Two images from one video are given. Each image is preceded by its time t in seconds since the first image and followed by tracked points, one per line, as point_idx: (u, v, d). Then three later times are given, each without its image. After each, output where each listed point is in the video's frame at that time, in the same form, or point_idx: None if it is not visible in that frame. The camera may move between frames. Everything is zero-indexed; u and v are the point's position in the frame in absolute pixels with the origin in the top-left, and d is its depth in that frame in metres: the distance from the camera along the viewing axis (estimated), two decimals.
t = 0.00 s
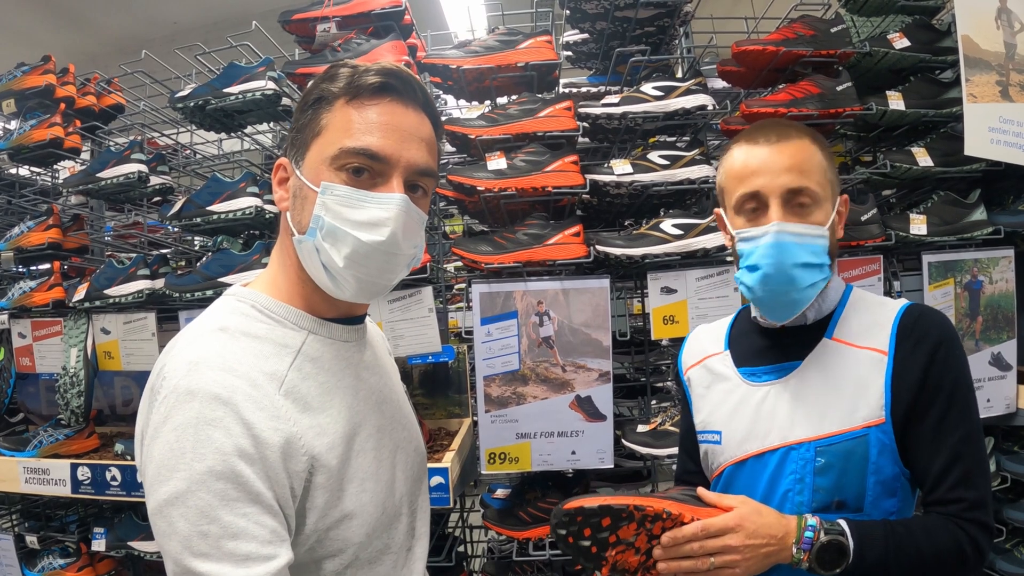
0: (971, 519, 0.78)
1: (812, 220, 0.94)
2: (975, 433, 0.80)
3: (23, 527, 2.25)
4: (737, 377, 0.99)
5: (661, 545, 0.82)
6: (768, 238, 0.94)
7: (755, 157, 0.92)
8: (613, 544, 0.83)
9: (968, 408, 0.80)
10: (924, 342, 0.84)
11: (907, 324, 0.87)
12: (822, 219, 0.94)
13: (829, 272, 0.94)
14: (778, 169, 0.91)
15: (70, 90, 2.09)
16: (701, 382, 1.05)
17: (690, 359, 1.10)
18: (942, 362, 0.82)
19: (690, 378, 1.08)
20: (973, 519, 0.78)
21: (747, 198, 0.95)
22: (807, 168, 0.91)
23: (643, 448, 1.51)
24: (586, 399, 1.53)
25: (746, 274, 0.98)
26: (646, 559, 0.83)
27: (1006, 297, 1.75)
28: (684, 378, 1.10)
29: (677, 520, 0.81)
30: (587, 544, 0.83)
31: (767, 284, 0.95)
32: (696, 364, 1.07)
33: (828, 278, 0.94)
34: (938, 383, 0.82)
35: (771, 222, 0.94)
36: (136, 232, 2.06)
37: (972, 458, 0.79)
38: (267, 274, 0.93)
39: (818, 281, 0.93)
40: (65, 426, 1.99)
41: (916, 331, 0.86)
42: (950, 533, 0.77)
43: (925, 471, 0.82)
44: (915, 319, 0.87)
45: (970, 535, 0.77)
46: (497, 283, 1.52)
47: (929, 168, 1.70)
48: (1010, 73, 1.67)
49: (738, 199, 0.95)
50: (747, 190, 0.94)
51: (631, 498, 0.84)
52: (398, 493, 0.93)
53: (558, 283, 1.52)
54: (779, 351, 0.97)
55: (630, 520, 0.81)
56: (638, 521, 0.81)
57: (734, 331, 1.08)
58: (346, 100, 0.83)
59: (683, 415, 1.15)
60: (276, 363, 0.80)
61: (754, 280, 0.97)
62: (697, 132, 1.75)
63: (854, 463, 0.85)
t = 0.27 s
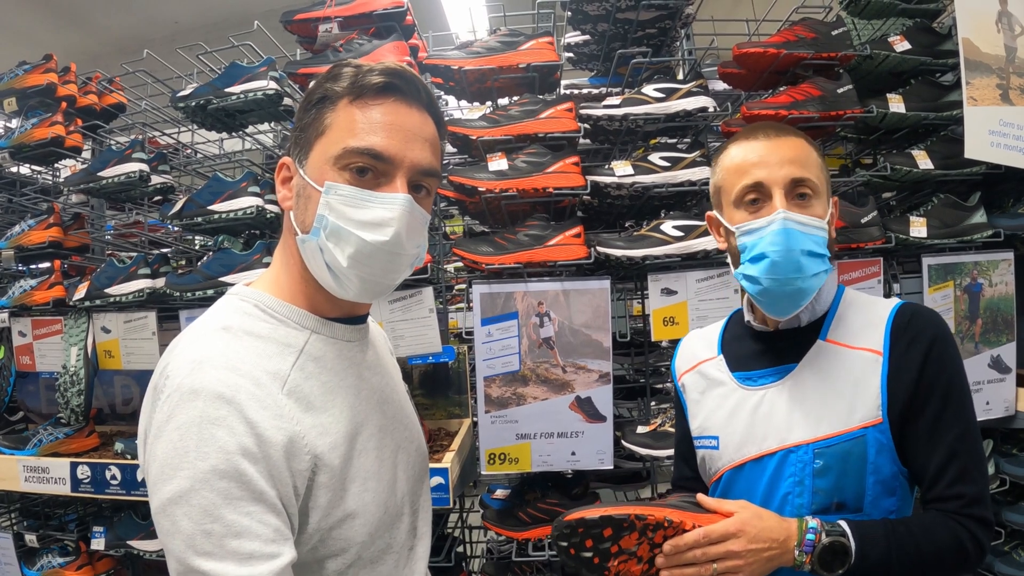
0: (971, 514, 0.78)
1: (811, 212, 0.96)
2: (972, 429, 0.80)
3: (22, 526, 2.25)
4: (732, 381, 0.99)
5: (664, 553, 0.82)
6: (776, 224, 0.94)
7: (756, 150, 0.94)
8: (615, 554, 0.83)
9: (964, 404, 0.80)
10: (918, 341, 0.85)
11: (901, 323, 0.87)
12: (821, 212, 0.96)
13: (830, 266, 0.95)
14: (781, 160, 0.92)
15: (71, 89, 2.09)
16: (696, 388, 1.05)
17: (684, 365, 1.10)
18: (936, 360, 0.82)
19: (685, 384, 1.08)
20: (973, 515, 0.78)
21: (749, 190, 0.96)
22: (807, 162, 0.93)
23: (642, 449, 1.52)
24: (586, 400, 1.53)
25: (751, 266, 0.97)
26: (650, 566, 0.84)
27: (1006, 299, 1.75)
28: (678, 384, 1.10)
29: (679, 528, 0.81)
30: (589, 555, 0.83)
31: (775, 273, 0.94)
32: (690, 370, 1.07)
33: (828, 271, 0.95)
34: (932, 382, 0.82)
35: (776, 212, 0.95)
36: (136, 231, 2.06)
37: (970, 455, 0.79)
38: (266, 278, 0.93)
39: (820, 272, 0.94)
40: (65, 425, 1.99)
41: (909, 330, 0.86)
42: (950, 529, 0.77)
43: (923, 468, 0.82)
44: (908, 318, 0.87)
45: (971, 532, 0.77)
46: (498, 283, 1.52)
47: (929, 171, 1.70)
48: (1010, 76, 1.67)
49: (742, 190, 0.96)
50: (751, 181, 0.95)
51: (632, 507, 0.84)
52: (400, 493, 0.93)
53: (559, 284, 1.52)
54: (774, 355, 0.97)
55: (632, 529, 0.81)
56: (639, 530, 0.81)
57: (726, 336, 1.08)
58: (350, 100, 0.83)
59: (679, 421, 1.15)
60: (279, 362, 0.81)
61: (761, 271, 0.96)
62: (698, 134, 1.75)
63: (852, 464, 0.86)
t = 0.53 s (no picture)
0: (966, 515, 0.78)
1: (803, 211, 0.96)
2: (967, 429, 0.80)
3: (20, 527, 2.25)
4: (727, 383, 0.99)
5: (656, 551, 0.82)
6: (765, 223, 0.94)
7: (747, 151, 0.94)
8: (608, 552, 0.82)
9: (959, 404, 0.81)
10: (913, 341, 0.85)
11: (895, 323, 0.87)
12: (812, 211, 0.96)
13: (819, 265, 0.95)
14: (771, 160, 0.92)
15: (70, 89, 2.09)
16: (692, 390, 1.05)
17: (680, 366, 1.10)
18: (930, 360, 0.83)
19: (681, 386, 1.08)
20: (968, 516, 0.78)
21: (740, 189, 0.96)
22: (798, 162, 0.93)
23: (641, 450, 1.52)
24: (584, 401, 1.53)
25: (740, 264, 0.97)
26: (641, 565, 0.83)
27: (1004, 300, 1.75)
28: (674, 386, 1.10)
29: (671, 527, 0.81)
30: (582, 553, 0.83)
31: (763, 270, 0.93)
32: (686, 372, 1.07)
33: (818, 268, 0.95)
34: (926, 381, 0.82)
35: (765, 209, 0.94)
36: (135, 232, 2.06)
37: (965, 455, 0.79)
38: (263, 280, 0.93)
39: (810, 270, 0.94)
40: (63, 426, 1.99)
41: (903, 330, 0.86)
42: (944, 530, 0.77)
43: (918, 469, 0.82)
44: (902, 319, 0.88)
45: (965, 533, 0.77)
46: (497, 284, 1.52)
47: (928, 171, 1.70)
48: (1008, 77, 1.67)
49: (732, 190, 0.96)
50: (741, 181, 0.95)
51: (626, 504, 0.84)
52: (399, 494, 0.93)
53: (558, 284, 1.52)
54: (768, 356, 0.97)
55: (624, 528, 0.81)
56: (632, 528, 0.81)
57: (723, 337, 1.08)
58: (349, 101, 0.83)
59: (676, 423, 1.15)
60: (279, 363, 0.81)
61: (749, 268, 0.95)
62: (697, 135, 1.75)
63: (847, 465, 0.86)
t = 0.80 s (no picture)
0: (964, 520, 0.77)
1: (800, 210, 0.95)
2: (966, 432, 0.80)
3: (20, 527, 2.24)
4: (726, 383, 0.99)
5: (649, 552, 0.82)
6: (759, 221, 0.93)
7: (744, 150, 0.94)
8: (601, 552, 0.82)
9: (958, 407, 0.80)
10: (911, 343, 0.84)
11: (894, 325, 0.87)
12: (810, 211, 0.95)
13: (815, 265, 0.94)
14: (768, 159, 0.92)
15: (70, 89, 2.09)
16: (692, 390, 1.05)
17: (680, 367, 1.09)
18: (930, 362, 0.82)
19: (681, 386, 1.08)
20: (966, 521, 0.77)
21: (736, 188, 0.96)
22: (795, 162, 0.93)
23: (641, 450, 1.51)
24: (584, 401, 1.52)
25: (735, 262, 0.97)
26: (634, 565, 0.83)
27: (1005, 300, 1.75)
28: (674, 386, 1.10)
29: (664, 527, 0.81)
30: (576, 552, 0.83)
31: (758, 269, 0.93)
32: (686, 372, 1.07)
33: (815, 268, 0.94)
34: (926, 383, 0.81)
35: (760, 208, 0.94)
36: (135, 232, 2.05)
37: (964, 458, 0.79)
38: (260, 280, 0.92)
39: (806, 269, 0.93)
40: (63, 426, 1.99)
41: (903, 332, 0.86)
42: (942, 535, 0.77)
43: (915, 473, 0.82)
44: (901, 320, 0.87)
45: (963, 537, 0.77)
46: (497, 284, 1.52)
47: (929, 171, 1.70)
48: (1010, 76, 1.67)
49: (728, 189, 0.96)
50: (737, 180, 0.95)
51: (619, 505, 0.83)
52: (398, 495, 0.93)
53: (558, 284, 1.52)
54: (766, 357, 0.97)
55: (617, 528, 0.81)
56: (625, 528, 0.81)
57: (723, 338, 1.08)
58: (360, 102, 0.82)
59: (676, 423, 1.14)
60: (277, 365, 0.80)
61: (744, 266, 0.95)
62: (697, 134, 1.75)
63: (844, 467, 0.85)
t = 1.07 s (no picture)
0: (965, 522, 0.77)
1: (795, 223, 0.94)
2: (968, 434, 0.80)
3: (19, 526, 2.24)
4: (729, 384, 0.99)
5: (651, 551, 0.81)
6: (756, 238, 0.93)
7: (740, 162, 0.93)
8: (603, 550, 0.82)
9: (959, 409, 0.80)
10: (913, 345, 0.84)
11: (896, 326, 0.87)
12: (807, 221, 0.95)
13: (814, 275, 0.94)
14: (763, 171, 0.91)
15: (70, 88, 2.08)
16: (695, 390, 1.05)
17: (683, 367, 1.10)
18: (931, 364, 0.82)
19: (684, 386, 1.08)
20: (966, 522, 0.77)
21: (732, 202, 0.95)
22: (791, 172, 0.92)
23: (642, 450, 1.52)
24: (585, 401, 1.53)
25: (732, 277, 0.97)
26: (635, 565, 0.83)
27: (1005, 301, 1.75)
28: (677, 386, 1.10)
29: (666, 527, 0.81)
30: (578, 551, 0.83)
31: (754, 286, 0.93)
32: (689, 373, 1.07)
33: (814, 279, 0.94)
34: (927, 385, 0.81)
35: (756, 224, 0.94)
36: (135, 232, 2.05)
37: (965, 460, 0.79)
38: (263, 278, 0.92)
39: (804, 282, 0.93)
40: (63, 425, 1.99)
41: (904, 333, 0.86)
42: (942, 537, 0.77)
43: (916, 474, 0.82)
44: (903, 322, 0.87)
45: (964, 540, 0.77)
46: (498, 284, 1.52)
47: (929, 172, 1.70)
48: (1010, 78, 1.67)
49: (723, 204, 0.96)
50: (731, 195, 0.95)
51: (621, 504, 0.83)
52: (399, 492, 0.93)
53: (559, 285, 1.52)
54: (768, 358, 0.97)
55: (620, 526, 0.81)
56: (627, 527, 0.81)
57: (726, 338, 1.08)
58: (416, 127, 0.83)
59: (679, 423, 1.15)
60: (277, 364, 0.80)
61: (742, 283, 0.96)
62: (698, 135, 1.75)
63: (845, 468, 0.85)
